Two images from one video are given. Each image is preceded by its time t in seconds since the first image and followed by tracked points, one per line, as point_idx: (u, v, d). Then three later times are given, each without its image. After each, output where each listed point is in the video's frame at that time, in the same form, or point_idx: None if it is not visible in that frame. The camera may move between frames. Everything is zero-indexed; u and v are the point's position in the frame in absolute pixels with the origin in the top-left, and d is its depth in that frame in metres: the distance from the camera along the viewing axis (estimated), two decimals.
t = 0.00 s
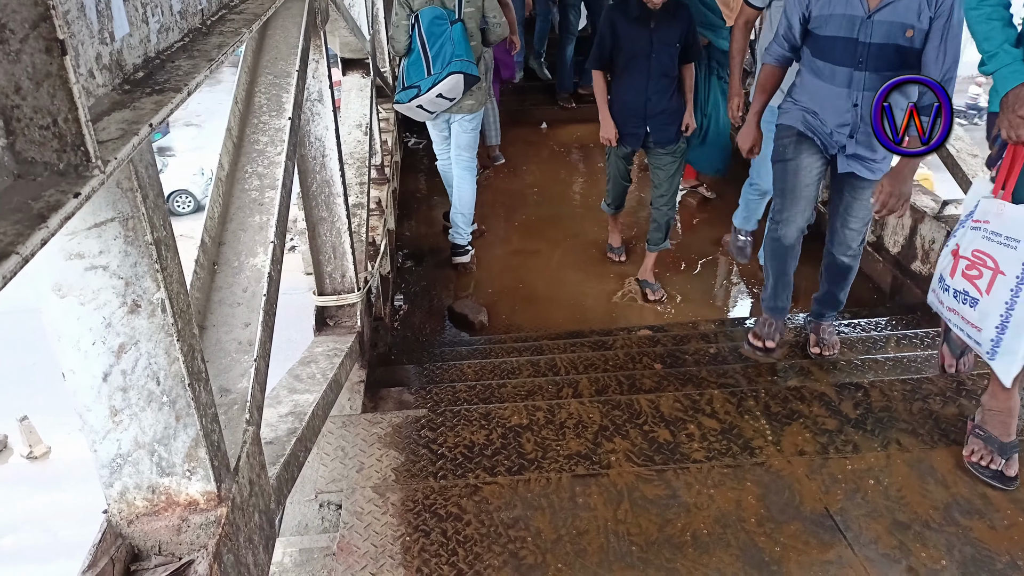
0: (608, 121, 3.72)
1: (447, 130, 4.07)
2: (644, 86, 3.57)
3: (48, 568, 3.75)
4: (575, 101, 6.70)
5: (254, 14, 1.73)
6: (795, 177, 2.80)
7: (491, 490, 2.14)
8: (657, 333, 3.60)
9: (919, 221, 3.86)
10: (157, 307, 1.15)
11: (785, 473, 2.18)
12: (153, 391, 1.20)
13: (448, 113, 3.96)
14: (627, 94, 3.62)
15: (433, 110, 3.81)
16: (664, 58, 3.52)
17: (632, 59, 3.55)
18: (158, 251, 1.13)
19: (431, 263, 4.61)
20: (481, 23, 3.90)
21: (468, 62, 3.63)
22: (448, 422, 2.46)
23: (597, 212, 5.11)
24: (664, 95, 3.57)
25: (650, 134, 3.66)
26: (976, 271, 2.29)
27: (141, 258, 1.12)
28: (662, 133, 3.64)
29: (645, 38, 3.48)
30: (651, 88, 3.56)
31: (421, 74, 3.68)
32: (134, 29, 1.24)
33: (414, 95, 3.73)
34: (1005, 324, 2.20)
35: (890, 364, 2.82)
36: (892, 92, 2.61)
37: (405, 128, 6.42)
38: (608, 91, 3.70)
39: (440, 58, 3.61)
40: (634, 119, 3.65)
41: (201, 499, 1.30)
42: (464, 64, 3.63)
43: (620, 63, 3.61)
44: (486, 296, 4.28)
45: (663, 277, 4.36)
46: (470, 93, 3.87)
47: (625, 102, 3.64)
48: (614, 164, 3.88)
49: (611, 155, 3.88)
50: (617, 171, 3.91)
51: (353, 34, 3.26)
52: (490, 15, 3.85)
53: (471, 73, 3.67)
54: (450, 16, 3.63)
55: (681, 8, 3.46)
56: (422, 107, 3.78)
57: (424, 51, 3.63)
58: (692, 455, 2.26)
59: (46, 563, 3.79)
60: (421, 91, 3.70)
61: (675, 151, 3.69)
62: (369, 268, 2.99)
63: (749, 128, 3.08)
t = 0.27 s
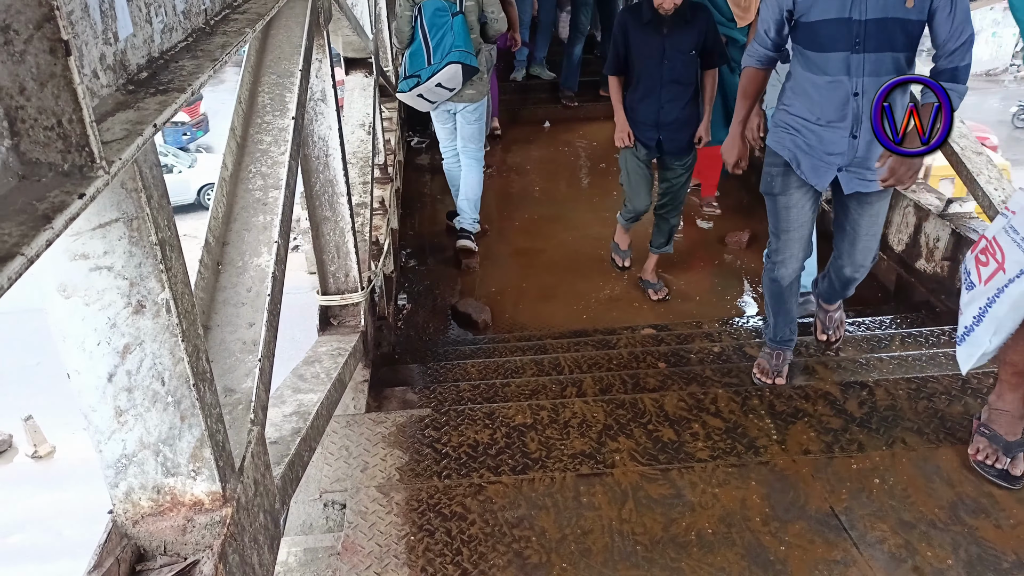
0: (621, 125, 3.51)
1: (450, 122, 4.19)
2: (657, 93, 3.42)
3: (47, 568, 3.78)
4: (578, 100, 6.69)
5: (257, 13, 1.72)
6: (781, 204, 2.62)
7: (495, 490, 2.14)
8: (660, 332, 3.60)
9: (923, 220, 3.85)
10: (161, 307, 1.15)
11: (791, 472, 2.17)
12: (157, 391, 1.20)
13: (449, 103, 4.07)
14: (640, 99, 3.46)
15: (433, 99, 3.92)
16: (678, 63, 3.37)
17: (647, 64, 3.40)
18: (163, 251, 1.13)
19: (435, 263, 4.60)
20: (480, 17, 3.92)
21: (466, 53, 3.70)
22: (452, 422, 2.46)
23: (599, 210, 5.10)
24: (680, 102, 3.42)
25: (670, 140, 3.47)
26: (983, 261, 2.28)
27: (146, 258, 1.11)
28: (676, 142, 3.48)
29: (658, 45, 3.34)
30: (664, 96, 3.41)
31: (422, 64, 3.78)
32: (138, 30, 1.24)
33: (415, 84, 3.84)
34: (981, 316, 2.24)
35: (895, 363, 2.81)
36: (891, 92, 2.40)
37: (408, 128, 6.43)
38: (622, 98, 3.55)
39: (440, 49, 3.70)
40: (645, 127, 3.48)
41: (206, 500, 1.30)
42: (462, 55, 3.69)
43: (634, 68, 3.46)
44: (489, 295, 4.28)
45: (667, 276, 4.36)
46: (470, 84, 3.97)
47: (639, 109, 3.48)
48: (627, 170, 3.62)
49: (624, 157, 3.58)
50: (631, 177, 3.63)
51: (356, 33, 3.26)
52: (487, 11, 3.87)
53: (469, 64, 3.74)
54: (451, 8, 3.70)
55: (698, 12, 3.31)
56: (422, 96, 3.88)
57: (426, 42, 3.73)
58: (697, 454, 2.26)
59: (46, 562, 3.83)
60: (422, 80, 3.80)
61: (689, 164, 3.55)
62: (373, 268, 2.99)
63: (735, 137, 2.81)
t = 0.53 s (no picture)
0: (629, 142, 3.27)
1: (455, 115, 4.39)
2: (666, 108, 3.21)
3: (52, 566, 3.77)
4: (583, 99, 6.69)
5: (263, 13, 1.73)
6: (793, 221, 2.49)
7: (500, 489, 2.14)
8: (665, 331, 3.59)
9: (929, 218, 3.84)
10: (168, 306, 1.15)
11: (796, 471, 2.17)
12: (163, 390, 1.20)
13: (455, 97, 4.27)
14: (647, 113, 3.25)
15: (435, 93, 3.92)
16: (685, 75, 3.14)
17: (652, 76, 3.17)
18: (169, 251, 1.13)
19: (439, 262, 4.61)
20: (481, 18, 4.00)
21: (470, 48, 3.72)
22: (456, 421, 2.46)
23: (603, 209, 5.09)
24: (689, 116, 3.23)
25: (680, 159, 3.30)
26: None
27: (152, 258, 1.12)
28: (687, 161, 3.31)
29: (665, 59, 3.12)
30: (675, 111, 3.21)
31: (425, 58, 3.78)
32: (144, 30, 1.24)
33: (417, 77, 3.82)
34: None
35: (901, 362, 2.79)
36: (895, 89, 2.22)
37: (413, 127, 6.43)
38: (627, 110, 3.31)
39: (444, 44, 3.72)
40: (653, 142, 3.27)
41: (212, 498, 1.30)
42: (467, 50, 3.72)
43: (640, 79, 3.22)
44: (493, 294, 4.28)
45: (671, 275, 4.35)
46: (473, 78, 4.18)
47: (648, 123, 3.25)
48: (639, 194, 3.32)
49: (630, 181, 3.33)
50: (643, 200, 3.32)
51: (361, 32, 3.27)
52: (489, 11, 3.94)
53: (473, 60, 3.77)
54: (457, 4, 3.74)
55: (706, 21, 3.09)
56: (423, 90, 3.88)
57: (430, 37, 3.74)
58: (701, 454, 2.26)
59: (50, 560, 3.81)
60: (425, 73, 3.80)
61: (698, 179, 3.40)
62: (377, 267, 3.00)
63: (792, 128, 2.05)
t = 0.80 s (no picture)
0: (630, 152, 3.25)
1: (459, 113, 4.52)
2: (669, 118, 3.18)
3: (52, 566, 3.78)
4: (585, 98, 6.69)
5: (264, 13, 1.73)
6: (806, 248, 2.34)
7: (501, 488, 2.14)
8: (667, 330, 3.59)
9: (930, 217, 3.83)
10: (170, 306, 1.15)
11: (798, 471, 2.17)
12: (165, 390, 1.20)
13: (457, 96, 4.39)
14: (648, 122, 3.22)
15: (442, 92, 3.95)
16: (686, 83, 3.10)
17: (652, 86, 3.12)
18: (171, 251, 1.14)
19: (441, 261, 4.61)
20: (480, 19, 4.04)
21: (479, 48, 3.75)
22: (458, 420, 2.46)
23: (605, 209, 5.09)
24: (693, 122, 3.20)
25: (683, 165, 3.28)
26: None
27: (154, 258, 1.12)
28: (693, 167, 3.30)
29: (661, 69, 3.07)
30: (677, 118, 3.17)
31: (433, 59, 3.80)
32: (146, 29, 1.24)
33: (425, 78, 3.84)
34: None
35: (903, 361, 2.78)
36: (895, 89, 1.97)
37: (414, 127, 6.44)
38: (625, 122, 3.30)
39: (453, 45, 3.74)
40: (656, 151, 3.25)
41: (214, 498, 1.31)
42: (476, 51, 3.74)
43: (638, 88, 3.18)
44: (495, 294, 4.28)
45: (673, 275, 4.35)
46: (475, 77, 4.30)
47: (652, 132, 3.23)
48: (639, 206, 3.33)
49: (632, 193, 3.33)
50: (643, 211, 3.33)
51: (362, 32, 3.27)
52: (489, 11, 3.99)
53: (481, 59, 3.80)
54: (462, 5, 3.75)
55: (701, 23, 3.03)
56: (432, 90, 3.90)
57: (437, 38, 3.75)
58: (703, 453, 2.26)
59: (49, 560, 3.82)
60: (433, 75, 3.82)
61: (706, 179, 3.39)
62: (379, 266, 3.00)
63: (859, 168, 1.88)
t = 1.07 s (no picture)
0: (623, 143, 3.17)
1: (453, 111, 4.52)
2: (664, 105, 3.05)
3: (41, 567, 3.79)
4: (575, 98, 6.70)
5: (253, 9, 1.72)
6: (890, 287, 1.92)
7: (491, 487, 2.14)
8: (657, 329, 3.59)
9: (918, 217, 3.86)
10: (157, 305, 1.14)
11: (786, 469, 2.18)
12: (152, 389, 1.19)
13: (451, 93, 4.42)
14: (642, 110, 3.09)
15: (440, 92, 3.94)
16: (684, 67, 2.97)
17: (649, 72, 2.99)
18: (158, 249, 1.13)
19: (431, 260, 4.60)
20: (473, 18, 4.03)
21: (475, 47, 3.73)
22: (448, 419, 2.46)
23: (595, 208, 5.09)
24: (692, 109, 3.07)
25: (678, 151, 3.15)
26: None
27: (141, 256, 1.11)
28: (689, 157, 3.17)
29: (661, 50, 2.93)
30: (673, 103, 3.04)
31: (429, 59, 3.80)
32: (133, 26, 1.23)
33: (423, 78, 3.84)
34: None
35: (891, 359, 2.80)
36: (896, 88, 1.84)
37: (404, 125, 6.42)
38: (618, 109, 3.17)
39: (449, 44, 3.72)
40: (650, 143, 3.12)
41: (202, 498, 1.30)
42: (471, 49, 3.72)
43: (632, 75, 3.04)
44: (485, 293, 4.28)
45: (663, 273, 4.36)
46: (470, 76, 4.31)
47: (641, 120, 3.11)
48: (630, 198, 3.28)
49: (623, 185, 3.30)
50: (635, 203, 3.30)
51: (351, 30, 3.26)
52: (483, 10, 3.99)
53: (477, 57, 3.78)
54: (456, 5, 3.73)
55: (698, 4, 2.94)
56: (429, 90, 3.90)
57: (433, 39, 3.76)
58: (692, 452, 2.26)
59: (39, 560, 3.83)
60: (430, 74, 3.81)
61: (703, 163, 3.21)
62: (368, 265, 2.99)
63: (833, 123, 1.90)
